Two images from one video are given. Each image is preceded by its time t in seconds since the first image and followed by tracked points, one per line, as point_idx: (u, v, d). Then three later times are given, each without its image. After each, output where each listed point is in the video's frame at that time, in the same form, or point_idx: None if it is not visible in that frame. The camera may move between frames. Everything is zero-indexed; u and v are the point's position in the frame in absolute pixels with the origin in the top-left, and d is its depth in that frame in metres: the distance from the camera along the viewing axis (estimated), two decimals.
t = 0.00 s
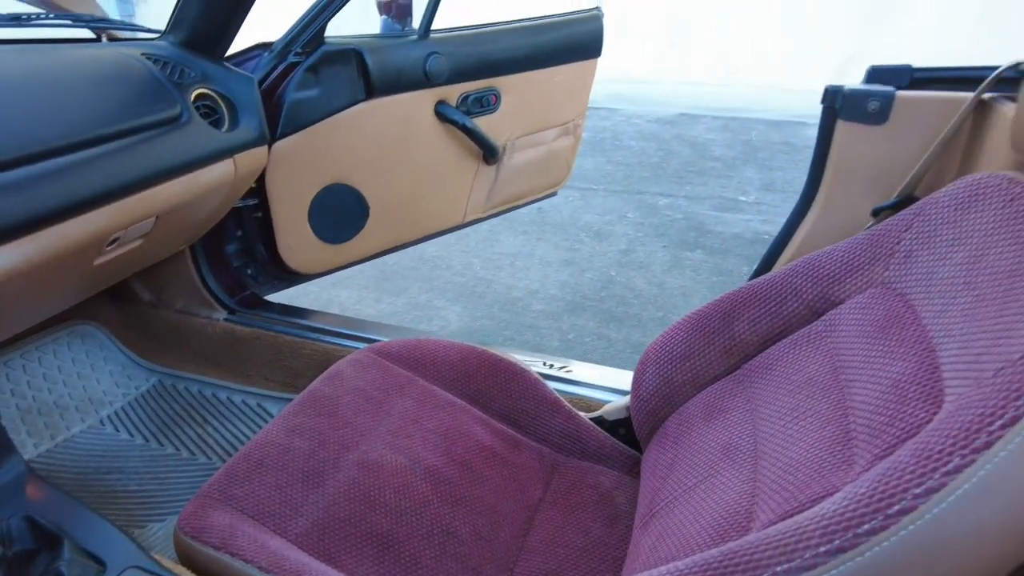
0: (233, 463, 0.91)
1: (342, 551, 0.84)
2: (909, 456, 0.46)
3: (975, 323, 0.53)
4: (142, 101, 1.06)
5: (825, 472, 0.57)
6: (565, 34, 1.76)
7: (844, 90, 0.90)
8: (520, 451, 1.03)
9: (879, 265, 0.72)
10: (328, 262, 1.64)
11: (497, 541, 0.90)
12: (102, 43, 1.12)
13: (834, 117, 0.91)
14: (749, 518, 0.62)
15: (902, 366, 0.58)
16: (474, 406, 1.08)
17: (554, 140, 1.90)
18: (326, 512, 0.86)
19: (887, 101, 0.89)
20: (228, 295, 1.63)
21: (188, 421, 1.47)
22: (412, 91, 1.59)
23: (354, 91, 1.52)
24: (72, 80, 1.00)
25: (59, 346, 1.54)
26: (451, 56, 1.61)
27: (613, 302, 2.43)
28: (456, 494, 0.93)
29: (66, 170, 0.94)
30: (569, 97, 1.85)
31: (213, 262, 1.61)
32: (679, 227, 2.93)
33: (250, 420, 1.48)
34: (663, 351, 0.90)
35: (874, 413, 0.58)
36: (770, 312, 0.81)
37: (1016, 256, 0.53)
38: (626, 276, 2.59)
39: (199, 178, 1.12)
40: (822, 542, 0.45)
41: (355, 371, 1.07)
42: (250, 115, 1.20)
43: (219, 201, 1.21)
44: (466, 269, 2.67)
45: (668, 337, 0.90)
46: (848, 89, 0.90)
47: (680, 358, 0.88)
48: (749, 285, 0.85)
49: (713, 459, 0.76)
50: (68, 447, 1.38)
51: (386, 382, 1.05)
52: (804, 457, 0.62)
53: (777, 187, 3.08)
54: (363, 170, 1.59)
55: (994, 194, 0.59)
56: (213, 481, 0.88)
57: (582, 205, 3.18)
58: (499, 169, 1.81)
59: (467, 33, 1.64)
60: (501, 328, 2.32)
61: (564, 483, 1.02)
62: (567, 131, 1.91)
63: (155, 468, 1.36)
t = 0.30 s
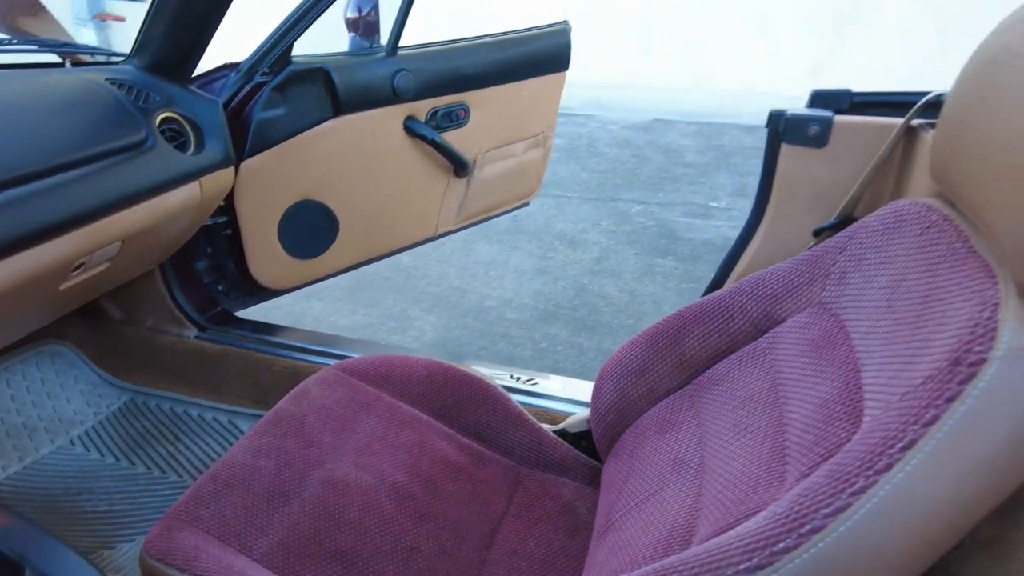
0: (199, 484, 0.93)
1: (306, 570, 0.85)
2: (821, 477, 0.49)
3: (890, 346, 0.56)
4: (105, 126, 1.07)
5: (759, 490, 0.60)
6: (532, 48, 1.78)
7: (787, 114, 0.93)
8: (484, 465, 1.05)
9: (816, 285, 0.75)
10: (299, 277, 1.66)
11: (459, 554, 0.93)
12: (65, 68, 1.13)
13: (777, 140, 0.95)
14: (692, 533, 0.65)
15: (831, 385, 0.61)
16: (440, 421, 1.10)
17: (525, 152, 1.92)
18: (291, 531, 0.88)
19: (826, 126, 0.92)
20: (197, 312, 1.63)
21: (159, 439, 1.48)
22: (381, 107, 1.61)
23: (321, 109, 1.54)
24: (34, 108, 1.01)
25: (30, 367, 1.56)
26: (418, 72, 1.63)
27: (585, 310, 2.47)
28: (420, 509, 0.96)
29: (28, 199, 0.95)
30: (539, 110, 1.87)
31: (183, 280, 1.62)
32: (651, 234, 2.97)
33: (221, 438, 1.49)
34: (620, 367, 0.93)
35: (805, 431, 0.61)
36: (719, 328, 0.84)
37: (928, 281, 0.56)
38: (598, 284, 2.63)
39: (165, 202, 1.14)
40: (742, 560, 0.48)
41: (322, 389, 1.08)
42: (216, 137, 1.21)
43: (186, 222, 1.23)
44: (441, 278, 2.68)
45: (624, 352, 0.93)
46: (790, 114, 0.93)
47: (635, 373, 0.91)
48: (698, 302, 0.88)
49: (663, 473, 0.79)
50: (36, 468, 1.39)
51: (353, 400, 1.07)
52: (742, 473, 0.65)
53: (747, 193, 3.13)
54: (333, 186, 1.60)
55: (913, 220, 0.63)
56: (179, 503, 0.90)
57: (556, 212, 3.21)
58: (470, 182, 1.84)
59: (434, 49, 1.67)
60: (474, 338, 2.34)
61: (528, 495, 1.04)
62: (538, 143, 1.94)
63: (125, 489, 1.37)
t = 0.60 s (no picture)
0: (156, 522, 0.94)
1: None
2: (740, 511, 0.52)
3: (810, 379, 0.59)
4: (61, 165, 1.07)
5: (694, 519, 0.63)
6: (490, 76, 1.82)
7: (722, 150, 0.98)
8: (443, 493, 1.07)
9: (751, 315, 0.79)
10: (261, 306, 1.66)
11: None
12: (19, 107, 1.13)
13: (715, 174, 0.98)
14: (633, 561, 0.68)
15: (759, 415, 0.65)
16: (400, 451, 1.12)
17: (487, 176, 1.95)
18: (248, 567, 0.89)
19: (760, 160, 0.96)
20: (159, 344, 1.63)
21: (119, 475, 1.49)
22: (341, 137, 1.63)
23: (281, 140, 1.56)
24: None
25: None
26: (378, 101, 1.66)
27: (550, 330, 2.49)
28: (378, 540, 0.97)
29: None
30: (500, 134, 1.91)
31: (143, 312, 1.62)
32: (616, 252, 3.02)
33: (181, 472, 1.49)
34: (571, 394, 0.95)
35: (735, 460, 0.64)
36: (662, 356, 0.88)
37: (843, 317, 0.60)
38: (564, 303, 2.66)
39: (122, 239, 1.14)
40: None
41: (280, 422, 1.09)
42: (174, 173, 1.22)
43: (145, 258, 1.24)
44: (408, 300, 2.69)
45: (575, 380, 0.95)
46: (726, 150, 0.97)
47: (586, 400, 0.94)
48: (643, 331, 0.91)
49: (610, 499, 0.82)
50: None
51: (311, 432, 1.08)
52: (680, 501, 0.67)
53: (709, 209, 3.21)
54: (294, 215, 1.62)
55: (833, 256, 0.67)
56: (135, 542, 0.92)
57: (524, 231, 3.25)
58: (432, 208, 1.86)
59: (393, 79, 1.69)
60: (441, 361, 2.34)
61: (487, 522, 1.06)
62: (500, 167, 1.97)
63: (84, 526, 1.37)
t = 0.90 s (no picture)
0: (111, 557, 0.92)
1: None
2: (675, 528, 0.55)
3: (744, 397, 0.62)
4: (10, 197, 1.07)
5: (639, 537, 0.65)
6: (445, 100, 1.84)
7: (663, 175, 1.01)
8: (403, 518, 1.08)
9: (693, 335, 0.81)
10: (220, 332, 1.66)
11: None
12: None
13: (658, 199, 1.01)
14: None
15: (699, 432, 0.67)
16: (359, 477, 1.13)
17: (448, 198, 1.98)
18: None
19: (700, 185, 0.99)
20: (116, 375, 1.60)
21: (74, 508, 1.51)
22: (299, 162, 1.64)
23: (238, 167, 1.56)
24: None
25: None
26: (335, 127, 1.67)
27: (514, 348, 2.50)
28: (338, 567, 0.97)
29: None
30: (459, 157, 1.94)
31: (99, 342, 1.59)
32: (579, 269, 3.07)
33: (138, 499, 1.53)
34: (526, 414, 0.97)
35: (676, 477, 0.66)
36: (612, 376, 0.90)
37: (774, 337, 0.63)
38: (528, 321, 2.68)
39: (74, 270, 1.14)
40: None
41: (238, 451, 1.09)
42: (127, 204, 1.23)
43: (98, 288, 1.23)
44: (372, 322, 2.68)
45: (529, 401, 0.97)
46: (668, 175, 1.00)
47: (540, 420, 0.96)
48: (593, 351, 0.93)
49: (564, 518, 0.84)
50: None
51: (269, 460, 1.09)
52: (627, 518, 0.70)
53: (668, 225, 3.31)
54: (252, 241, 1.62)
55: (765, 278, 0.70)
56: None
57: (488, 250, 3.28)
58: (393, 230, 1.88)
59: (349, 104, 1.71)
60: (405, 381, 2.30)
61: (448, 544, 1.07)
62: (459, 189, 2.00)
63: (35, 561, 1.39)
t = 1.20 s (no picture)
0: None
1: None
2: (621, 563, 0.57)
3: (686, 428, 0.65)
4: None
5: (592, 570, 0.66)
6: (402, 126, 1.85)
7: (610, 209, 1.03)
8: (364, 550, 1.08)
9: (641, 364, 0.84)
10: (178, 364, 1.64)
11: None
12: None
13: (606, 232, 1.04)
14: None
15: (645, 463, 0.69)
16: (318, 510, 1.13)
17: (409, 223, 1.99)
18: None
19: (645, 218, 1.02)
20: (68, 413, 1.58)
21: (25, 552, 1.47)
22: (256, 192, 1.64)
23: (193, 198, 1.55)
24: None
25: None
26: (292, 156, 1.68)
27: (479, 368, 2.50)
28: None
29: None
30: (420, 182, 1.96)
31: (51, 380, 1.56)
32: (542, 288, 3.10)
33: (95, 540, 1.50)
34: (484, 444, 0.98)
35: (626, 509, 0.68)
36: (565, 405, 0.91)
37: (712, 370, 0.66)
38: (491, 341, 2.69)
39: (24, 309, 1.12)
40: None
41: (195, 487, 1.08)
42: (77, 240, 1.22)
43: (49, 326, 1.21)
44: (334, 347, 2.67)
45: (487, 431, 0.98)
46: (615, 209, 1.03)
47: (498, 450, 0.96)
48: (548, 380, 0.95)
49: (521, 548, 0.85)
50: None
51: (227, 495, 1.08)
52: (581, 550, 0.71)
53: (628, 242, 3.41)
54: (210, 272, 1.61)
55: (706, 310, 0.73)
56: None
57: (451, 270, 3.30)
58: (354, 256, 1.89)
59: (305, 133, 1.71)
60: (369, 408, 2.28)
61: None
62: (421, 213, 2.02)
63: None
